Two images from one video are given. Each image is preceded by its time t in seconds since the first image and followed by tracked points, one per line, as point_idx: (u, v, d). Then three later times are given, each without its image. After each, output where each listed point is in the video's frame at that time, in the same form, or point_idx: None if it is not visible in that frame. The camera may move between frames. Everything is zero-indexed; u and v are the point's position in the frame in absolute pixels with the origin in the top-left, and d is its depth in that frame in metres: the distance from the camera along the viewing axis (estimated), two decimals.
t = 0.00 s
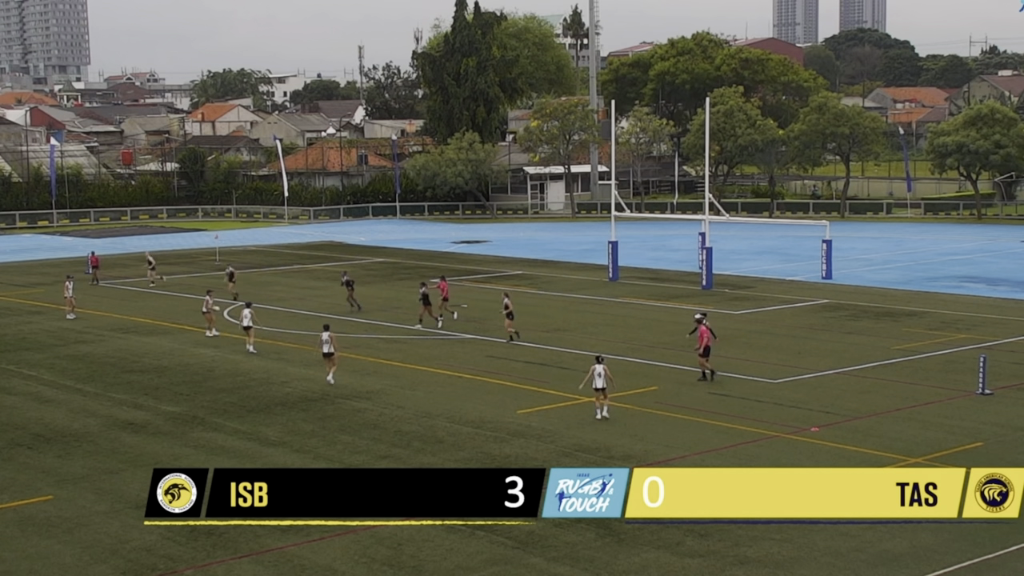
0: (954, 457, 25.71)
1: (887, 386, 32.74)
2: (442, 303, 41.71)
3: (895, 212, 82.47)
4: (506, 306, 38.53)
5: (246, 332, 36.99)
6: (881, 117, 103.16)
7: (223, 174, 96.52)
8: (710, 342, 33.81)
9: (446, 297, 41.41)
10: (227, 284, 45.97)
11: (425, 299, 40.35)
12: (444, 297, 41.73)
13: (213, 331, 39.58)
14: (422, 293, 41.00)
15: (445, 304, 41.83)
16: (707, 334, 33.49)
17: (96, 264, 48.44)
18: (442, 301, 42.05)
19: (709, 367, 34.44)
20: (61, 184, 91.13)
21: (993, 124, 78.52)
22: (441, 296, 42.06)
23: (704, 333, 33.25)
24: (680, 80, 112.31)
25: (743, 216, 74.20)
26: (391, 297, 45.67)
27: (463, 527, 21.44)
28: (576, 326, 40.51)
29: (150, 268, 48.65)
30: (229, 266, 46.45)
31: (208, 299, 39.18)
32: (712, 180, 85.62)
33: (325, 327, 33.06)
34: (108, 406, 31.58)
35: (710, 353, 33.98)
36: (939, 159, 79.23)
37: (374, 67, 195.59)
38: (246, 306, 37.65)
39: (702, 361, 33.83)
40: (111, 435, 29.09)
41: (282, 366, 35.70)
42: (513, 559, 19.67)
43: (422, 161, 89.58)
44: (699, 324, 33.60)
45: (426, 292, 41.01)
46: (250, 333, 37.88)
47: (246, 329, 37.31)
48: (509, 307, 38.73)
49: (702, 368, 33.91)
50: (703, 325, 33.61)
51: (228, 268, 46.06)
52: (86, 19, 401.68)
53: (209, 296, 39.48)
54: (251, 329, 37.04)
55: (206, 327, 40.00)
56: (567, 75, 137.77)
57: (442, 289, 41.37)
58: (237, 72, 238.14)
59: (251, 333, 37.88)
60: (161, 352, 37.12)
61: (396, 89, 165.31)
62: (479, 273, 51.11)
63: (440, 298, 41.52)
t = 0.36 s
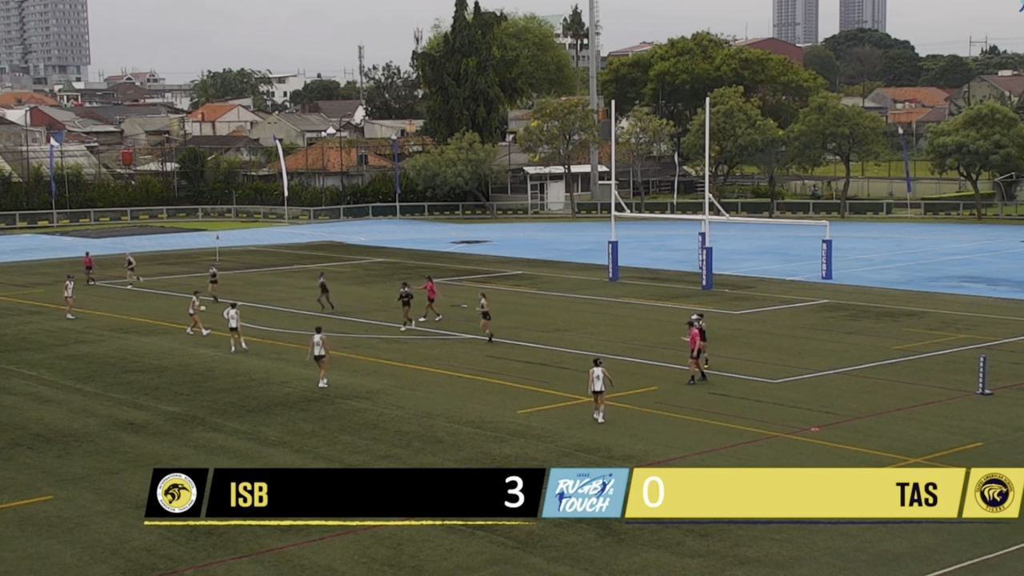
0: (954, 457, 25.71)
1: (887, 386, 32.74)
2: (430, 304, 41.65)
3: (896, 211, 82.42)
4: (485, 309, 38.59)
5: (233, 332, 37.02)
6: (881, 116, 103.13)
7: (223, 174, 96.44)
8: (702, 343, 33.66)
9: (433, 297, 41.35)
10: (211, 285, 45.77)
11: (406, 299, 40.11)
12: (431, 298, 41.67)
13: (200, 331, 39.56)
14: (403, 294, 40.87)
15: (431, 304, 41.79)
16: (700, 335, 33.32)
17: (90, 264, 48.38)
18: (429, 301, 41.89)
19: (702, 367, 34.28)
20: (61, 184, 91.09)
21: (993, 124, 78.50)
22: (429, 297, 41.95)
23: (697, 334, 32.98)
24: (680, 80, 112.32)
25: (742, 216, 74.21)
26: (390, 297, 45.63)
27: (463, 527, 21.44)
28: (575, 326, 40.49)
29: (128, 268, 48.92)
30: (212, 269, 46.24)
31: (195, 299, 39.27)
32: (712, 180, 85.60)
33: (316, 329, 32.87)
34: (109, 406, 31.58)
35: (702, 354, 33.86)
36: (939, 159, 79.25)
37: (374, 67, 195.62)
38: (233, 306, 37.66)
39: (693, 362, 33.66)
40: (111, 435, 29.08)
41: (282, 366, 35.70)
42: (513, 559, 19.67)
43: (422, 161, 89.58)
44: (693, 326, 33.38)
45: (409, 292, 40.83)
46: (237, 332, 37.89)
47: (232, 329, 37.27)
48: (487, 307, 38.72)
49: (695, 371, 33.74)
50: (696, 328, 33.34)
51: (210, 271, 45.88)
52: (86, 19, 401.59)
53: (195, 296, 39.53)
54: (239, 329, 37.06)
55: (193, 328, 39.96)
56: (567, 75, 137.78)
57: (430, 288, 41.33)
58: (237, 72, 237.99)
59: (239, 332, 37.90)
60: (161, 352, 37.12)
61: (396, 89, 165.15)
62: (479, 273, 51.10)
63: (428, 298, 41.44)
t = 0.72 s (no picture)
0: (955, 458, 25.71)
1: (889, 386, 32.72)
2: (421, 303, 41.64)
3: (897, 212, 82.38)
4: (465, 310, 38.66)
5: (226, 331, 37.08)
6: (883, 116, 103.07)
7: (225, 174, 96.42)
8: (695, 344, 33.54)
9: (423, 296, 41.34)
10: (198, 287, 45.41)
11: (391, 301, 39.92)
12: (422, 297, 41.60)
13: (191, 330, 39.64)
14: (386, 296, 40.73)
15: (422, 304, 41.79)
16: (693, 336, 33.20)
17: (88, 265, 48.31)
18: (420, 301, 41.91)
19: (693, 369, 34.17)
20: (63, 184, 91.14)
21: (995, 124, 78.45)
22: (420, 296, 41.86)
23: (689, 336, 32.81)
24: (681, 80, 112.33)
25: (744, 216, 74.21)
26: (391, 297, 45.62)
27: (464, 527, 21.46)
28: (577, 326, 40.48)
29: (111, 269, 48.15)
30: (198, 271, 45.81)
31: (188, 296, 39.36)
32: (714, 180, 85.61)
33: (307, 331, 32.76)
34: (111, 406, 31.59)
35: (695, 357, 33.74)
36: (941, 159, 79.25)
37: (376, 66, 195.62)
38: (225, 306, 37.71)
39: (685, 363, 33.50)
40: (113, 435, 29.10)
41: (284, 366, 35.71)
42: (514, 559, 19.67)
43: (424, 161, 89.61)
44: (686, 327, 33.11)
45: (392, 293, 40.70)
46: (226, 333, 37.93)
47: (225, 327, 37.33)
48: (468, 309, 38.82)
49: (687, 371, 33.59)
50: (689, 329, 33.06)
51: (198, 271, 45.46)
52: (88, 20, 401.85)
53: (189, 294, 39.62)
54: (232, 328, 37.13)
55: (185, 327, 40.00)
56: (569, 75, 137.82)
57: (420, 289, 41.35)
58: (239, 73, 238.03)
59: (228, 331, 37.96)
60: (163, 352, 37.13)
61: (398, 89, 164.94)
62: (481, 273, 51.10)
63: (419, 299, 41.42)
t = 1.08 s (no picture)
0: (979, 459, 25.62)
1: (913, 387, 32.62)
2: (437, 303, 41.66)
3: (922, 212, 82.04)
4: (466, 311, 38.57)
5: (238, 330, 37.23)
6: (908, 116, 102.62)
7: (249, 174, 96.65)
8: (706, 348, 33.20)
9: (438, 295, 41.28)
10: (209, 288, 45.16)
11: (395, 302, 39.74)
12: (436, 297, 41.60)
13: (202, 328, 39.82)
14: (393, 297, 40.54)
15: (437, 304, 41.78)
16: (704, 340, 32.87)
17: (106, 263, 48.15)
18: (437, 301, 41.93)
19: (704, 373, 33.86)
20: (88, 184, 91.61)
21: (1020, 124, 78.00)
22: (434, 296, 41.81)
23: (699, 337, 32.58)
24: (704, 80, 112.15)
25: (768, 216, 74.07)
26: (414, 296, 45.68)
27: (487, 527, 21.52)
28: (599, 326, 40.48)
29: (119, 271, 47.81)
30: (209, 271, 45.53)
31: (198, 296, 39.50)
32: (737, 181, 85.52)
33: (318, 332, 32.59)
34: (135, 405, 31.77)
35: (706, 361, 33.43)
36: (966, 159, 78.91)
37: (399, 67, 196.07)
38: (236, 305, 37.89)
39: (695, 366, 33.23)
40: (137, 434, 29.26)
41: (307, 365, 35.81)
42: (537, 558, 19.73)
43: (447, 161, 89.70)
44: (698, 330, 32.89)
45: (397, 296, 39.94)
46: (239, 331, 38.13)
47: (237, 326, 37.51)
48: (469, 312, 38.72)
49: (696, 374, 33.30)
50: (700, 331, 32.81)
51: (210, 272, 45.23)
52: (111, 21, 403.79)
53: (198, 294, 39.76)
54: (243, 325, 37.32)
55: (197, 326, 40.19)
56: (592, 75, 137.76)
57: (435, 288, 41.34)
58: (263, 73, 238.97)
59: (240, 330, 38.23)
60: (187, 351, 37.30)
61: (420, 90, 164.99)
62: (503, 273, 51.12)
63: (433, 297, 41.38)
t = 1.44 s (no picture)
0: (1011, 463, 25.49)
1: (944, 389, 32.43)
2: (464, 302, 41.61)
3: (954, 212, 81.58)
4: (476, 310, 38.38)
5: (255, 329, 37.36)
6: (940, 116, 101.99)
7: (279, 174, 96.91)
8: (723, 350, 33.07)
9: (464, 295, 41.22)
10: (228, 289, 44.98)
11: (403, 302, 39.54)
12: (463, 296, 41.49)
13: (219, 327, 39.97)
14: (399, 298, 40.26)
15: (464, 304, 41.74)
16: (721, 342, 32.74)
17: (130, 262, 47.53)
18: (464, 301, 41.86)
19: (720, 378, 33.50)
20: (120, 184, 92.19)
21: None
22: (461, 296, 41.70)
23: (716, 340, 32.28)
24: (734, 80, 111.86)
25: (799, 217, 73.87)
26: (442, 296, 45.71)
27: (516, 526, 21.64)
28: (627, 326, 40.43)
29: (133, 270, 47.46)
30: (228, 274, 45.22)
31: (215, 296, 39.59)
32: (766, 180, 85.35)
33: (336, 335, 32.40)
34: (166, 404, 31.95)
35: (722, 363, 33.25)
36: (998, 160, 78.43)
37: (428, 67, 196.49)
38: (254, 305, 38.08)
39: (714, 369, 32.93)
40: (168, 432, 29.43)
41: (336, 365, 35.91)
42: (566, 558, 19.84)
43: (476, 161, 89.83)
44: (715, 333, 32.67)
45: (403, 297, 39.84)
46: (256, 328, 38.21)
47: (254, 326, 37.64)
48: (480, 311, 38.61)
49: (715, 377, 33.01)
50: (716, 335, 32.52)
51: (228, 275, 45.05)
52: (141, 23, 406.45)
53: (213, 294, 39.86)
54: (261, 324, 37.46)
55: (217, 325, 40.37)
56: (622, 75, 137.59)
57: (461, 287, 41.32)
58: (293, 73, 240.05)
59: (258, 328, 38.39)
60: (218, 350, 37.49)
61: (450, 90, 165.02)
62: (532, 273, 51.12)
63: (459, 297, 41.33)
